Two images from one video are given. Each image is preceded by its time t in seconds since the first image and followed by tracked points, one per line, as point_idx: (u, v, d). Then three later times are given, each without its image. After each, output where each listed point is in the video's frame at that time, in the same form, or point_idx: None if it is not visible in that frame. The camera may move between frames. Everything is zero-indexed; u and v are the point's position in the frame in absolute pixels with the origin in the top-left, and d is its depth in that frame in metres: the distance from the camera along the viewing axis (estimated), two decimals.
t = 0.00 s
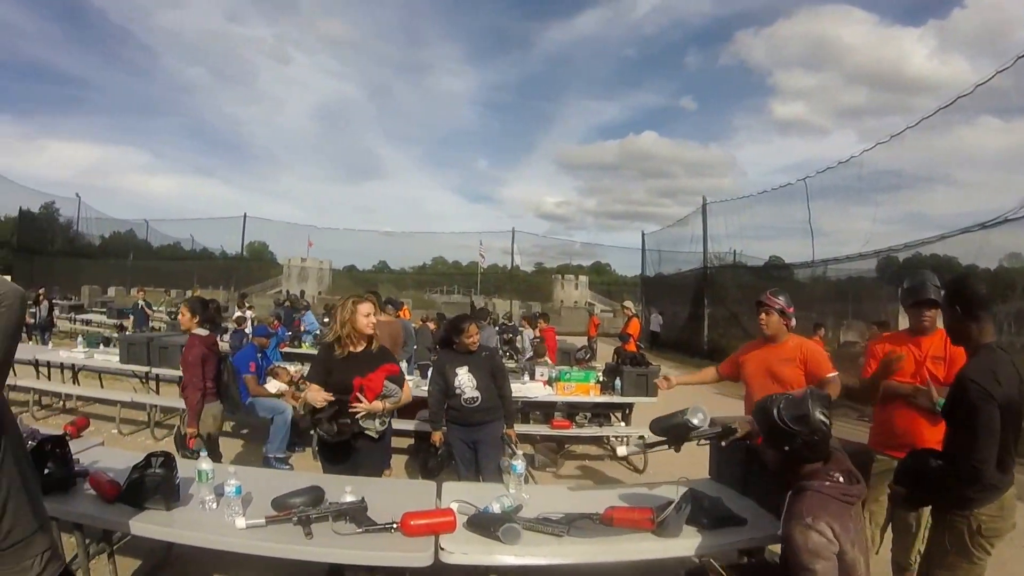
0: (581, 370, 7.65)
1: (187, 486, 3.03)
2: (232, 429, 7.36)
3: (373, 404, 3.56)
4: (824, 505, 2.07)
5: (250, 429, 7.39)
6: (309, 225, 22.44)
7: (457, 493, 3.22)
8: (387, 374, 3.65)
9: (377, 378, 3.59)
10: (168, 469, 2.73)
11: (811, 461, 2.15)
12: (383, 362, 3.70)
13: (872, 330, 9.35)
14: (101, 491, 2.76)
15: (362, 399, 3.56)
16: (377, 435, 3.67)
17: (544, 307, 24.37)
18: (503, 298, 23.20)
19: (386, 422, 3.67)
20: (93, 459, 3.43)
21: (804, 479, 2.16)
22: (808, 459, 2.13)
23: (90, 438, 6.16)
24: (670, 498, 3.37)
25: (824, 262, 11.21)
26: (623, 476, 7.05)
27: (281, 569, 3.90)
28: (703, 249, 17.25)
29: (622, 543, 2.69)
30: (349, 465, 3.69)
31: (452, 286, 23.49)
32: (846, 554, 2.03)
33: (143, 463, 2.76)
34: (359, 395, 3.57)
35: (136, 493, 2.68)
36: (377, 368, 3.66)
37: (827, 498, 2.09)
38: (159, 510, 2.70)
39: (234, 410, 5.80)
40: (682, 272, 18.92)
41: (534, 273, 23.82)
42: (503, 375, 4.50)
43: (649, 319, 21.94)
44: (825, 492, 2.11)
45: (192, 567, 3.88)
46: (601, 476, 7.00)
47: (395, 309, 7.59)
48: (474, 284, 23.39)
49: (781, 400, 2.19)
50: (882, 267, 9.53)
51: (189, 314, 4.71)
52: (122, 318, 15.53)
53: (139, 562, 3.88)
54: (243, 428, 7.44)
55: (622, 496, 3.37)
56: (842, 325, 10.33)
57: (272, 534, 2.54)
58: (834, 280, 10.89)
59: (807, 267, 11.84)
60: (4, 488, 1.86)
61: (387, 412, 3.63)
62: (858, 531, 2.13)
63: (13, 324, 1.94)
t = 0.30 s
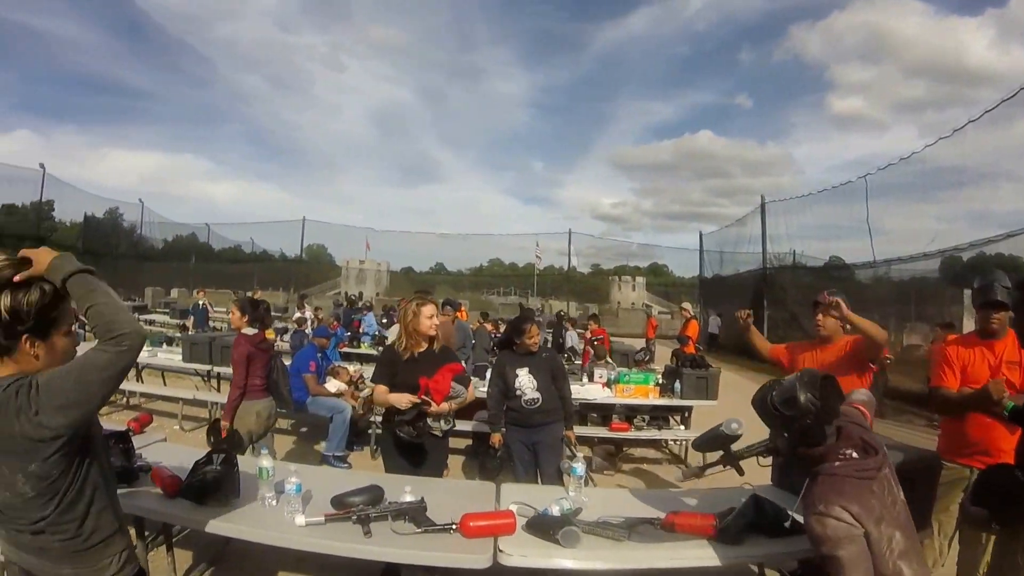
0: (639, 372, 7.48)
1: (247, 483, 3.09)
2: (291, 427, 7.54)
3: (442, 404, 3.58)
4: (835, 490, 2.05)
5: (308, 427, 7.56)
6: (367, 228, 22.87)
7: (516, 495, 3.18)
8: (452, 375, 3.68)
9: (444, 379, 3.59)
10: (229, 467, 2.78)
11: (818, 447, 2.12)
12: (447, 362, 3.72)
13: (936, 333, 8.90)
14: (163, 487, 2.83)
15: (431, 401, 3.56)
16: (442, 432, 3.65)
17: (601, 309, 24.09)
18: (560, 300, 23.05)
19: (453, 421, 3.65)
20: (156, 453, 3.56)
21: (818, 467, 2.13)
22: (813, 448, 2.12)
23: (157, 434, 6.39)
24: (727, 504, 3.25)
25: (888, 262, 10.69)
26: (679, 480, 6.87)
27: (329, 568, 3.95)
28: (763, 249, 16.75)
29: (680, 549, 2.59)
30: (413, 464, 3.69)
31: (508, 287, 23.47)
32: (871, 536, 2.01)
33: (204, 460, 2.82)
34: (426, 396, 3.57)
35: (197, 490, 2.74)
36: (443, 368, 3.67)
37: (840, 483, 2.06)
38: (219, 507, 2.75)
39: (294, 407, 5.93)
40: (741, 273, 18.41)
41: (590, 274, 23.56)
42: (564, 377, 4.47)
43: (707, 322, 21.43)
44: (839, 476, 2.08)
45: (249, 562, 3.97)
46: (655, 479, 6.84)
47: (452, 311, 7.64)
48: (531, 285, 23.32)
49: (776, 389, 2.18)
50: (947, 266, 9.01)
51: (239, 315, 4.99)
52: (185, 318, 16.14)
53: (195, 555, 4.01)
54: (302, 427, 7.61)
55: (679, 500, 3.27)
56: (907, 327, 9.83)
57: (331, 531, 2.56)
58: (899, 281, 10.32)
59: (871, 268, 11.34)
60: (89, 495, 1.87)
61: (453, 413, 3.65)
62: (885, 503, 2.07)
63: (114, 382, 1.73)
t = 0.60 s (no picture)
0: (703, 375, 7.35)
1: (310, 479, 3.14)
2: (353, 425, 7.68)
3: (505, 407, 3.53)
4: (922, 398, 1.92)
5: (369, 425, 7.69)
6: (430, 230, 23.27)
7: (576, 497, 3.13)
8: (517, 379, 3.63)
9: (507, 383, 3.55)
10: (292, 464, 2.82)
11: (891, 359, 2.01)
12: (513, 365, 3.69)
13: (1007, 336, 8.42)
14: (229, 482, 2.90)
15: (493, 404, 3.52)
16: (505, 434, 3.59)
17: (661, 311, 23.64)
18: (620, 301, 22.75)
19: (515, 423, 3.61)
20: (222, 448, 3.66)
21: (893, 381, 2.01)
22: (891, 356, 1.99)
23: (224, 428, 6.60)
24: (796, 512, 3.11)
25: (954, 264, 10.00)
26: (742, 486, 6.67)
27: (384, 565, 3.97)
28: (829, 249, 16.15)
29: (745, 557, 2.49)
30: (471, 465, 3.67)
31: (568, 289, 23.32)
32: (961, 453, 1.88)
33: (268, 456, 2.87)
34: (489, 399, 3.54)
35: (261, 485, 2.80)
36: (507, 371, 3.64)
37: (923, 391, 1.94)
38: (282, 502, 2.80)
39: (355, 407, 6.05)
40: (805, 273, 17.81)
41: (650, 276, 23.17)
42: (628, 379, 4.38)
43: (769, 324, 20.80)
44: (920, 385, 1.96)
45: (310, 556, 4.04)
46: (715, 485, 6.66)
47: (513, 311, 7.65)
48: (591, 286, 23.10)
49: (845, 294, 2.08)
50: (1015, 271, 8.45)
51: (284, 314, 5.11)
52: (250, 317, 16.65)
53: (258, 547, 4.11)
54: (362, 424, 7.74)
55: (745, 507, 3.15)
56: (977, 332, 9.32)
57: (393, 530, 2.57)
58: (965, 283, 9.70)
59: (934, 269, 10.61)
60: (175, 506, 1.82)
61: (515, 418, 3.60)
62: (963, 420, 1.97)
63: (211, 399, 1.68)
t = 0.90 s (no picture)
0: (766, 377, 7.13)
1: (372, 477, 3.17)
2: (413, 423, 7.78)
3: (542, 411, 3.48)
4: (1016, 340, 1.66)
5: (429, 424, 7.77)
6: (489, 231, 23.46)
7: (638, 501, 3.06)
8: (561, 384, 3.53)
9: (544, 389, 3.47)
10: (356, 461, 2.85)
11: (976, 309, 1.78)
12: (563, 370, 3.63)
13: None
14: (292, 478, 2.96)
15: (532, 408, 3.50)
16: (555, 435, 3.54)
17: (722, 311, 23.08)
18: (680, 302, 22.31)
19: (560, 429, 3.53)
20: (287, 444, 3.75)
21: (983, 333, 1.75)
22: (976, 304, 1.78)
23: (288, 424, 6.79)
24: (869, 522, 2.96)
25: None
26: (804, 492, 6.44)
27: (439, 565, 4.00)
28: (897, 247, 15.46)
29: (814, 567, 2.38)
30: (528, 466, 3.63)
31: (628, 289, 22.98)
32: None
33: (332, 453, 2.91)
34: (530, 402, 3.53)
35: (324, 482, 2.83)
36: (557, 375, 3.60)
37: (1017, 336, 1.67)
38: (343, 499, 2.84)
39: (416, 406, 6.14)
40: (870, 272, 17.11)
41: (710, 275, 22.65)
42: (692, 380, 4.27)
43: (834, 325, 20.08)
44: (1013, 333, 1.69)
45: (370, 552, 4.09)
46: (778, 490, 6.45)
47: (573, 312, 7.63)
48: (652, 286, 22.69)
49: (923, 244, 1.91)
50: None
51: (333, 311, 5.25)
52: (312, 317, 17.08)
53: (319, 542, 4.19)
54: (424, 423, 7.84)
55: (815, 514, 3.01)
56: None
57: (454, 529, 2.56)
58: None
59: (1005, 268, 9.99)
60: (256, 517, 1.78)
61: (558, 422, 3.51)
62: None
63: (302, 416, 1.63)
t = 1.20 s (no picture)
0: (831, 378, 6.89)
1: (434, 474, 3.21)
2: (473, 421, 7.85)
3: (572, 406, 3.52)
4: None
5: (488, 422, 7.84)
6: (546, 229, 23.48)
7: (702, 504, 2.99)
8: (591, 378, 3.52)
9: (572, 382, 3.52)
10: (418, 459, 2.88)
11: None
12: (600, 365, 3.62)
13: None
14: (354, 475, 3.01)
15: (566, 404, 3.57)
16: (593, 431, 3.53)
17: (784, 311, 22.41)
18: (742, 301, 21.76)
19: (597, 424, 3.52)
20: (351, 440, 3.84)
21: None
22: None
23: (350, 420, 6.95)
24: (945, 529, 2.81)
25: None
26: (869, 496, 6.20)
27: (495, 565, 4.01)
28: (963, 244, 14.71)
29: None
30: (578, 465, 3.61)
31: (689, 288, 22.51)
32: None
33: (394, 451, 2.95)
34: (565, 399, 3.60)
35: (385, 479, 2.87)
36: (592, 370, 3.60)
37: None
38: (403, 496, 2.87)
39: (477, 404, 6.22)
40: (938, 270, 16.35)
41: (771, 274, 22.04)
42: (754, 381, 4.14)
43: (902, 325, 19.26)
44: None
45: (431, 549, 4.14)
46: (843, 495, 6.22)
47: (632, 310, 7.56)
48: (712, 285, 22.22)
49: None
50: None
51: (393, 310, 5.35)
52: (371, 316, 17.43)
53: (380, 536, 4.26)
54: (483, 421, 7.90)
55: (887, 521, 2.88)
56: None
57: (515, 529, 2.55)
58: None
59: None
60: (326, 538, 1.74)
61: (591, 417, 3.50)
62: None
63: (403, 441, 1.68)
